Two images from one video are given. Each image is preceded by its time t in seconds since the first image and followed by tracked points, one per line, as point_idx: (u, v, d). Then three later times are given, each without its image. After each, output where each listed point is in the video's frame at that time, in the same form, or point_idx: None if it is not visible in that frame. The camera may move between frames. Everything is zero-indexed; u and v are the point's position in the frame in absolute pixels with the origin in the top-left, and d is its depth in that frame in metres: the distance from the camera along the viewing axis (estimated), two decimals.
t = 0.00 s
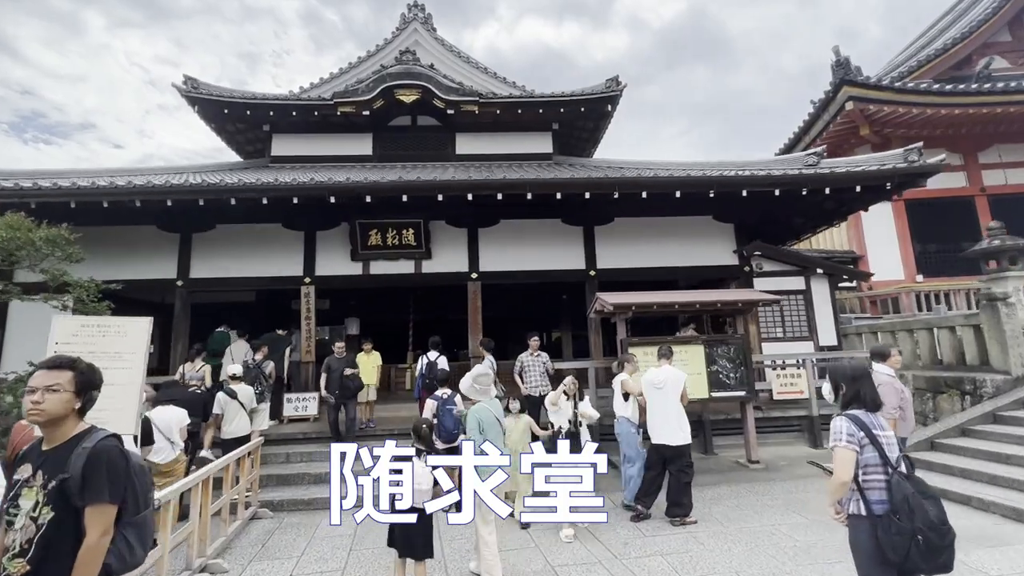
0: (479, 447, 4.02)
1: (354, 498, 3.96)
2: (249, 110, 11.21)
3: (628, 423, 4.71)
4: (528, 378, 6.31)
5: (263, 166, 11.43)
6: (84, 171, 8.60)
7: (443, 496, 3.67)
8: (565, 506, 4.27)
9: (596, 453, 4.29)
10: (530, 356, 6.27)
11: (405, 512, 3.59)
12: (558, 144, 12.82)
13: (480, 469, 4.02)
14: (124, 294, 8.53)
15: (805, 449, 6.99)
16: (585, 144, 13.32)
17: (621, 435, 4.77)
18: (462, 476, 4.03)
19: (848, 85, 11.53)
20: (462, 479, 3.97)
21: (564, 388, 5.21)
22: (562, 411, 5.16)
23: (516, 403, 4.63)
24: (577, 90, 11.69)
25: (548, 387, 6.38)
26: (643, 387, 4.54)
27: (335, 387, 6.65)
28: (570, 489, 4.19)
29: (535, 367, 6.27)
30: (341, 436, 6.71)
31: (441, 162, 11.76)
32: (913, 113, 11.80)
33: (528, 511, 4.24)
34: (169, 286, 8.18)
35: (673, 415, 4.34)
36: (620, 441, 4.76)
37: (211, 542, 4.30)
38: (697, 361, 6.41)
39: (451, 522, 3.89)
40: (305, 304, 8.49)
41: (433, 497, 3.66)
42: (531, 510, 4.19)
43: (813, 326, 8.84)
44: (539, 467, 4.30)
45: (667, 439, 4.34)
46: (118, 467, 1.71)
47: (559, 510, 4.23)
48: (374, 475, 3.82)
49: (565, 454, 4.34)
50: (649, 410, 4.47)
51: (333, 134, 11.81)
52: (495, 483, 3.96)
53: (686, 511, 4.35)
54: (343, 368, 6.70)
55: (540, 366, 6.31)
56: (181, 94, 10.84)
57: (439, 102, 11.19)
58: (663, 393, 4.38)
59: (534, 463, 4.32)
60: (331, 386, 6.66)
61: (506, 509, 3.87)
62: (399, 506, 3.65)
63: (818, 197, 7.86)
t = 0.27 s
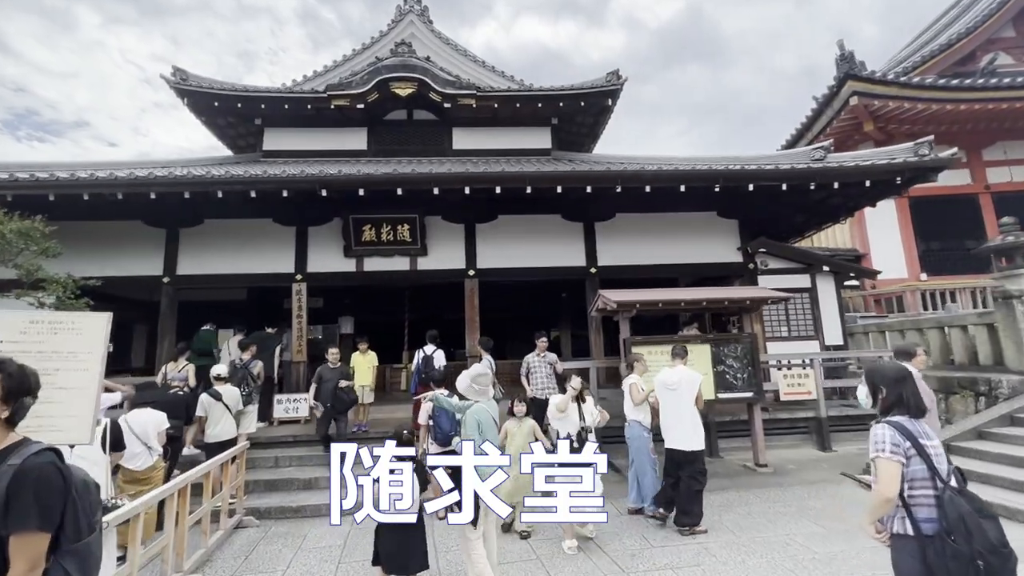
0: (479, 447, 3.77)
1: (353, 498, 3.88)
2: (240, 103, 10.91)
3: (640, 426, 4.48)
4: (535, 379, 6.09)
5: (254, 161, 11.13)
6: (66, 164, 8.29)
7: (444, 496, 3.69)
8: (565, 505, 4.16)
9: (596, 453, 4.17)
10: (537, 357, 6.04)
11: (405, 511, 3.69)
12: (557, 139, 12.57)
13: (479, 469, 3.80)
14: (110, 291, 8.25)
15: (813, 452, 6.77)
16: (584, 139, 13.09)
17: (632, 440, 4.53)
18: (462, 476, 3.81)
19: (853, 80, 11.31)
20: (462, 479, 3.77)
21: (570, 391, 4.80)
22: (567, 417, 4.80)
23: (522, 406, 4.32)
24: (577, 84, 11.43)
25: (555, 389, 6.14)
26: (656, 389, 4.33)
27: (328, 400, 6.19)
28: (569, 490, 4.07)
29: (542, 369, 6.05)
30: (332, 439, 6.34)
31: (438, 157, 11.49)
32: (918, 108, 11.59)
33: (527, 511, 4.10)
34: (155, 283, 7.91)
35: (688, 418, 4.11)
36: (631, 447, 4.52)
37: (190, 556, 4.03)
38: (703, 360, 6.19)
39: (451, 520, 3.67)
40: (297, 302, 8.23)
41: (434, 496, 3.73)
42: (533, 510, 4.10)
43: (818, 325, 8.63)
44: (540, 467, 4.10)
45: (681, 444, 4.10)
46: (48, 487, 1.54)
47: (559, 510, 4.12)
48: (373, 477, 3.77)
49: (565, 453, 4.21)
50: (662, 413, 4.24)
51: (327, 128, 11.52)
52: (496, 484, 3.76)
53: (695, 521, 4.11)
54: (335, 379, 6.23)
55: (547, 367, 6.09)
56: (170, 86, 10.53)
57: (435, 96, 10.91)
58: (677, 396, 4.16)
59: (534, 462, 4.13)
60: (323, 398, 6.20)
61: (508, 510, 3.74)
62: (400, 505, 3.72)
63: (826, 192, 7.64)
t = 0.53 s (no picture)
0: (479, 447, 3.55)
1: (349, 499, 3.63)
2: (234, 95, 10.63)
3: (659, 430, 4.27)
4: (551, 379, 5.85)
5: (248, 156, 10.87)
6: (52, 157, 8.01)
7: (443, 497, 3.52)
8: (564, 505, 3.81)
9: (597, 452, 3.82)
10: (554, 356, 5.81)
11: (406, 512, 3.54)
12: (558, 135, 12.34)
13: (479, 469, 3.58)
14: (97, 288, 7.98)
15: (825, 455, 6.56)
16: (585, 135, 12.87)
17: (649, 446, 4.31)
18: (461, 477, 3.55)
19: (860, 75, 11.11)
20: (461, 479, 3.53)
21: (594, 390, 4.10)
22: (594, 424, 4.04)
23: (527, 415, 3.92)
24: (579, 78, 11.20)
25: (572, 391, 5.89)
26: (675, 390, 4.16)
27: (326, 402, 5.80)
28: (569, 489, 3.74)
29: (558, 369, 5.82)
30: (326, 441, 5.93)
31: (436, 152, 11.24)
32: (926, 104, 11.40)
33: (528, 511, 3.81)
34: (144, 280, 7.64)
35: (707, 420, 3.85)
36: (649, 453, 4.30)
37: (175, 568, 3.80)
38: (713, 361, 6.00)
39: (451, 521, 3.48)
40: (291, 299, 7.99)
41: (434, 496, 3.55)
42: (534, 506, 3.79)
43: (827, 325, 8.43)
44: (540, 467, 3.79)
45: (699, 446, 3.86)
46: None
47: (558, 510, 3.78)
48: (373, 478, 3.51)
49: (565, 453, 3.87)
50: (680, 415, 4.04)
51: (323, 122, 11.26)
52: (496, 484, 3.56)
53: (709, 530, 3.88)
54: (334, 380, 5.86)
55: (565, 367, 5.84)
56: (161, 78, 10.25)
57: (434, 89, 10.66)
58: (695, 397, 3.96)
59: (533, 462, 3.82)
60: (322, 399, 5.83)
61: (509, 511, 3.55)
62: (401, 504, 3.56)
63: (837, 187, 7.43)
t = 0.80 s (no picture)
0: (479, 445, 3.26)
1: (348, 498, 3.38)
2: (231, 87, 10.39)
3: (683, 430, 4.15)
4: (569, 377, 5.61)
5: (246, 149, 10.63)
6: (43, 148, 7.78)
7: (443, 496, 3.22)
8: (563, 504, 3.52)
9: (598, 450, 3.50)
10: (573, 353, 5.59)
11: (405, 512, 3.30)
12: (562, 130, 12.11)
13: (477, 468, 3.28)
14: (89, 284, 7.74)
15: (840, 457, 6.34)
16: (589, 130, 12.66)
17: (673, 448, 4.19)
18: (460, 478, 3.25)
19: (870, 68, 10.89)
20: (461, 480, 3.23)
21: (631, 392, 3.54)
22: (629, 432, 3.52)
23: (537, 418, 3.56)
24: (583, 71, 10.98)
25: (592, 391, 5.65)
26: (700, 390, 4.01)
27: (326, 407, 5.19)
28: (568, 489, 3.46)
29: (578, 366, 5.58)
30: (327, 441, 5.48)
31: (438, 146, 11.01)
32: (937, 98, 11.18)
33: (527, 512, 3.45)
34: (135, 275, 7.39)
35: (734, 422, 3.70)
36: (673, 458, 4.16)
37: None
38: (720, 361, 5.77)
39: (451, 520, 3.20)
40: (288, 295, 7.75)
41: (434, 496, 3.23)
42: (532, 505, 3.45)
43: (839, 323, 8.21)
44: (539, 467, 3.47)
45: (725, 446, 3.71)
46: None
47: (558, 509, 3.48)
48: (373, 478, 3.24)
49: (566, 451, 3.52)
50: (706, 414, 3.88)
51: (322, 116, 11.02)
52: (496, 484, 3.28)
53: (732, 535, 3.69)
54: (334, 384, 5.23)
55: (584, 366, 5.60)
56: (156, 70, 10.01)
57: (436, 82, 10.42)
58: (719, 396, 3.80)
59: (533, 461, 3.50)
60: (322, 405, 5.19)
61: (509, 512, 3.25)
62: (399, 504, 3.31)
63: (852, 180, 7.20)
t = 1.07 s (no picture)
0: (478, 446, 3.03)
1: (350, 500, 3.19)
2: (228, 81, 10.16)
3: (715, 436, 4.00)
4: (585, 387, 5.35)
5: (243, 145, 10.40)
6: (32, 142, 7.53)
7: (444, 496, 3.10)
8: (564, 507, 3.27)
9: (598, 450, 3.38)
10: (588, 361, 5.33)
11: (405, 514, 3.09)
12: (566, 125, 11.88)
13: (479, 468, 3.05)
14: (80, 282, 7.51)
15: (858, 462, 6.12)
16: (593, 126, 12.43)
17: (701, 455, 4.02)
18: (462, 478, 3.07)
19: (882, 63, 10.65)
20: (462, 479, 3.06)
21: (673, 408, 3.14)
22: (671, 439, 3.00)
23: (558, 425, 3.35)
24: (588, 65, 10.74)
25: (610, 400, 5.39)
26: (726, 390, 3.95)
27: (319, 426, 4.71)
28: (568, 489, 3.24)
29: (593, 375, 5.31)
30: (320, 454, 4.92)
31: (439, 142, 10.77)
32: (949, 94, 10.94)
33: (527, 512, 3.18)
34: (128, 272, 7.16)
35: (761, 423, 3.64)
36: (701, 466, 3.95)
37: None
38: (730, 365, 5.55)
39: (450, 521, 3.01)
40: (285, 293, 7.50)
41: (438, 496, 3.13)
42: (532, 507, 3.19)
43: (852, 323, 7.99)
44: (540, 467, 3.32)
45: (753, 448, 3.69)
46: None
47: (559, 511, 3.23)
48: (374, 478, 3.07)
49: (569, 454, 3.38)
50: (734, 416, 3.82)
51: (321, 110, 10.80)
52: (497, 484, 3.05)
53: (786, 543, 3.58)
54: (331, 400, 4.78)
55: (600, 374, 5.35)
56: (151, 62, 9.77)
57: (438, 75, 10.19)
58: (744, 396, 3.73)
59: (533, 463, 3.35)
60: (313, 424, 4.71)
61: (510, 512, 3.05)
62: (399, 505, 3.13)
63: (869, 175, 6.96)
